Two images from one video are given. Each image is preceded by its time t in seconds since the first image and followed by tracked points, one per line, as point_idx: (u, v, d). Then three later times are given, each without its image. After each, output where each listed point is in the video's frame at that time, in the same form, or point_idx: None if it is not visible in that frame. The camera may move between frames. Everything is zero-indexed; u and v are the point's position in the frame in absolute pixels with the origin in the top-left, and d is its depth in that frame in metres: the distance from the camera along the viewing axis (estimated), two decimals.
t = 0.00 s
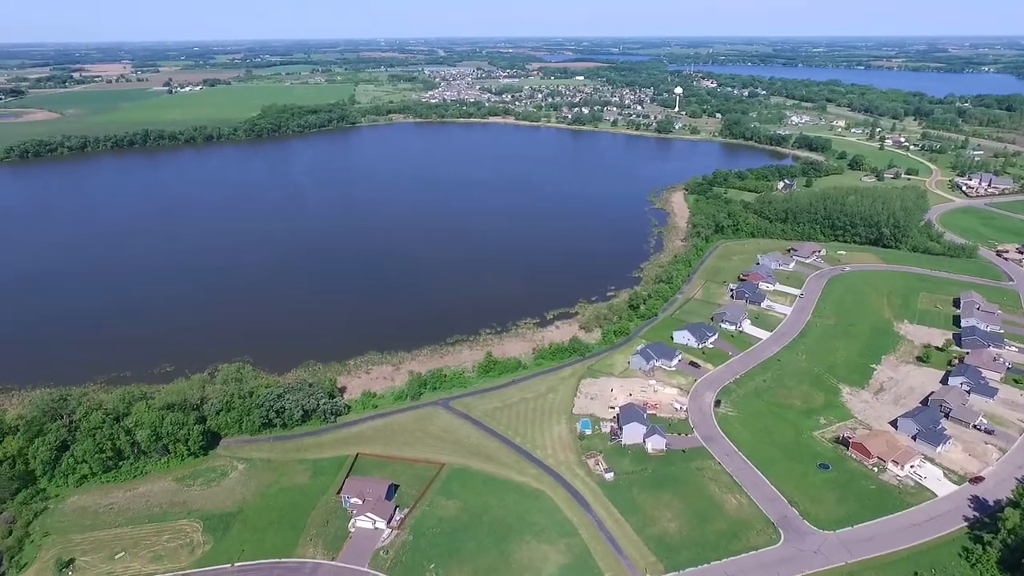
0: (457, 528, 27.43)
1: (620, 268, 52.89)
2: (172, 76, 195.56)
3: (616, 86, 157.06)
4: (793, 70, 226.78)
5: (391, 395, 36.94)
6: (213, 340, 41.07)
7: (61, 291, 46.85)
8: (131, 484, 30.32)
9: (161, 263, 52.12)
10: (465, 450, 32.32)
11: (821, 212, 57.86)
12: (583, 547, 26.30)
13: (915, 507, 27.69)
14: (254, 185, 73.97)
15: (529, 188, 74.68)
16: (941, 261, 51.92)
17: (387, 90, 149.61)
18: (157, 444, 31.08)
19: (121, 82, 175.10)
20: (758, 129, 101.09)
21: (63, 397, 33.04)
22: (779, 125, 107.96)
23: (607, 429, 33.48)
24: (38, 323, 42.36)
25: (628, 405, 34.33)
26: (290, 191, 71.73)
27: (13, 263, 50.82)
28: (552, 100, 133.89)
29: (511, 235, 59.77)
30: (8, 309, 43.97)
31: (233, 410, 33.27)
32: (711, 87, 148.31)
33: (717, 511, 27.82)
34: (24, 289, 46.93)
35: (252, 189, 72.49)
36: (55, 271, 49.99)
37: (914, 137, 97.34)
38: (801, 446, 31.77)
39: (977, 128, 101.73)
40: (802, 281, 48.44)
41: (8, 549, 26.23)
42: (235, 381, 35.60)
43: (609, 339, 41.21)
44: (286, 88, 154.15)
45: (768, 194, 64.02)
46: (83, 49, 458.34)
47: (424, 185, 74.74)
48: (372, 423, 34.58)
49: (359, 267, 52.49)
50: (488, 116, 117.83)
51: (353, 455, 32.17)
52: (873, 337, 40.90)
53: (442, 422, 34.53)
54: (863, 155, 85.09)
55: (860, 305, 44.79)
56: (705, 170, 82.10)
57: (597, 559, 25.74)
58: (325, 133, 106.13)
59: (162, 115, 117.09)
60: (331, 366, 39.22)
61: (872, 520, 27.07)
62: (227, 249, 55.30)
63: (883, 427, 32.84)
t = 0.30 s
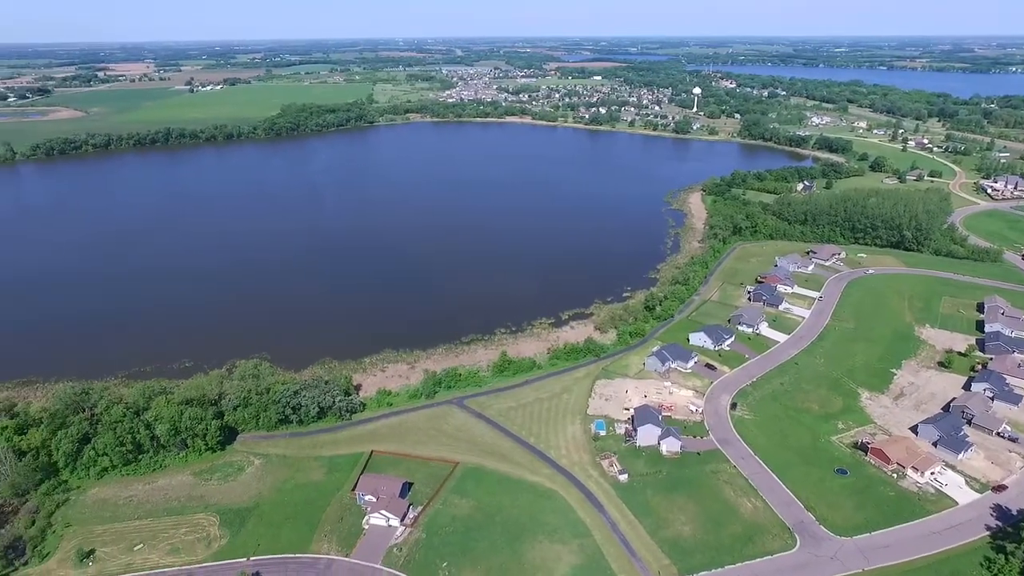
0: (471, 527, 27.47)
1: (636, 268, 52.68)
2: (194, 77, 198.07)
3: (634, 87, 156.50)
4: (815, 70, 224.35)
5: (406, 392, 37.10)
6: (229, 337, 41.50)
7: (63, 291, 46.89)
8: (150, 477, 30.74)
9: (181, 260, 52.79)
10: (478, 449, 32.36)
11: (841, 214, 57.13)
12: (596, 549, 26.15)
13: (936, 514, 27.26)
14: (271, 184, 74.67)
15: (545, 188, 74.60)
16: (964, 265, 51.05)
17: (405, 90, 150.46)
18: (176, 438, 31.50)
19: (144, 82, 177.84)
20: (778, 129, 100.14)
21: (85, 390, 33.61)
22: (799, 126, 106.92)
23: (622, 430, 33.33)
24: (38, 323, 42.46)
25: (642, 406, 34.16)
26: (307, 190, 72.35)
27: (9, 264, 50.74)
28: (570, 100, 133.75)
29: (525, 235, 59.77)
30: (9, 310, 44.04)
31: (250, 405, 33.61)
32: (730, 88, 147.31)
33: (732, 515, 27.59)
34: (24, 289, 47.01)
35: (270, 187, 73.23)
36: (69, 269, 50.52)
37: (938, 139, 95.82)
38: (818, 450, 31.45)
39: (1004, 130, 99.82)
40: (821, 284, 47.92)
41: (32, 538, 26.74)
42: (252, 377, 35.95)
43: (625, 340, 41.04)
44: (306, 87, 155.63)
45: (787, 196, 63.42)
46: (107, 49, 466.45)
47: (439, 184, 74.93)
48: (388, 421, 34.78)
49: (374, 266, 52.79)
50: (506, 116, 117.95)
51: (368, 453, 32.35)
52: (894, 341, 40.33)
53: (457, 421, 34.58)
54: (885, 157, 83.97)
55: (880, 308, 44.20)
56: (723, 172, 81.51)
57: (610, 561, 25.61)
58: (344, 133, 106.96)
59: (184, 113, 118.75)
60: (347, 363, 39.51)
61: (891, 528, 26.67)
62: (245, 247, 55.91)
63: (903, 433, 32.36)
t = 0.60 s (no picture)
0: (485, 526, 27.50)
1: (653, 269, 52.42)
2: (217, 75, 200.56)
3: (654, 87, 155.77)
4: (837, 71, 222.02)
5: (422, 391, 37.25)
6: (247, 332, 41.95)
7: (66, 290, 46.79)
8: (169, 471, 31.19)
9: (201, 256, 53.48)
10: (493, 449, 32.38)
11: (863, 217, 56.34)
12: (610, 552, 26.03)
13: (958, 523, 26.77)
14: (291, 182, 75.45)
15: (562, 188, 74.48)
16: (990, 270, 50.09)
17: (425, 89, 151.24)
18: (195, 433, 31.90)
19: (169, 80, 180.51)
20: (799, 131, 99.07)
21: (108, 384, 34.19)
22: (821, 128, 105.69)
23: (638, 432, 33.17)
24: (41, 323, 42.27)
25: (659, 409, 33.96)
26: (325, 188, 72.99)
27: (7, 265, 50.41)
28: (588, 100, 133.56)
29: (541, 235, 59.75)
30: (20, 306, 44.33)
31: (268, 401, 33.92)
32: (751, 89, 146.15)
33: (748, 520, 27.33)
34: (36, 286, 47.20)
35: (289, 185, 73.99)
36: (79, 266, 50.73)
37: (964, 141, 94.15)
38: (837, 456, 31.03)
39: None
40: (842, 288, 47.30)
41: (55, 528, 27.28)
42: (270, 373, 36.32)
43: (642, 342, 40.86)
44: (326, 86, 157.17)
45: (808, 198, 62.72)
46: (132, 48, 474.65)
47: (456, 183, 75.11)
48: (403, 419, 34.96)
49: (391, 264, 53.05)
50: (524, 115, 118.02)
51: (383, 450, 32.54)
52: (916, 347, 39.68)
53: (472, 420, 34.66)
54: (909, 159, 82.68)
55: (902, 313, 43.50)
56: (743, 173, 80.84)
57: (624, 564, 25.48)
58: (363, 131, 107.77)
59: (207, 112, 120.43)
60: (363, 361, 39.74)
61: (911, 536, 26.24)
62: (263, 244, 56.52)
63: (925, 440, 31.83)
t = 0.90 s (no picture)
0: (499, 525, 27.51)
1: (671, 271, 52.10)
2: (239, 74, 202.98)
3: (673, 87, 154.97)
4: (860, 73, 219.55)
5: (436, 390, 37.35)
6: (264, 329, 42.38)
7: (93, 285, 47.88)
8: (188, 464, 31.61)
9: (219, 253, 54.12)
10: (507, 449, 32.37)
11: (885, 220, 55.50)
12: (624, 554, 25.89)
13: (980, 533, 26.27)
14: (309, 180, 76.15)
15: (578, 188, 74.32)
16: (1017, 275, 49.03)
17: (443, 89, 151.84)
18: (213, 428, 32.27)
19: (193, 79, 183.34)
20: (820, 132, 97.95)
21: (129, 378, 34.74)
22: (843, 129, 104.44)
23: (652, 435, 32.97)
24: (73, 315, 43.46)
25: (674, 411, 33.73)
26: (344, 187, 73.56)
27: (31, 261, 51.42)
28: (606, 101, 133.27)
29: (557, 235, 59.62)
30: (46, 301, 45.34)
31: (285, 398, 34.20)
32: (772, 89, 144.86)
33: (764, 525, 27.08)
34: (62, 281, 48.24)
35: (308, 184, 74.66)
36: (102, 263, 51.58)
37: (991, 143, 92.42)
38: (856, 462, 30.63)
39: None
40: (862, 292, 46.65)
41: (77, 519, 27.78)
42: (287, 370, 36.62)
43: (657, 344, 40.63)
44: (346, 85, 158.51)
45: (829, 200, 61.95)
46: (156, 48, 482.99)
47: (472, 184, 75.22)
48: (419, 417, 35.09)
49: (406, 263, 53.29)
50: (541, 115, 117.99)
51: (398, 448, 32.69)
52: (939, 352, 38.99)
53: (487, 419, 34.69)
54: (934, 161, 81.34)
55: (925, 318, 42.81)
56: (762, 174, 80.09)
57: (638, 567, 25.34)
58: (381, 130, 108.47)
59: (228, 111, 121.95)
60: (379, 359, 39.92)
61: (932, 545, 25.81)
62: (281, 241, 57.08)
63: (947, 447, 31.29)
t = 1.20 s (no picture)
0: (512, 525, 27.54)
1: (687, 272, 51.81)
2: (260, 73, 205.83)
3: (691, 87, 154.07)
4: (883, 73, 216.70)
5: (452, 389, 37.44)
6: (281, 326, 42.79)
7: (114, 281, 48.69)
8: (206, 459, 32.00)
9: (237, 251, 54.75)
10: (521, 449, 32.37)
11: (907, 222, 54.70)
12: (637, 556, 25.80)
13: (1003, 542, 25.80)
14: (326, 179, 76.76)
15: (594, 188, 74.14)
16: None
17: (461, 88, 152.29)
18: (231, 423, 32.63)
19: (214, 78, 185.65)
20: (841, 133, 96.82)
21: (149, 373, 35.27)
22: (864, 130, 103.13)
23: (667, 437, 32.80)
24: (95, 310, 44.25)
25: (690, 413, 33.50)
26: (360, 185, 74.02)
27: (55, 257, 52.45)
28: (624, 101, 132.85)
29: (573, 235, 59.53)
30: (70, 296, 46.23)
31: (302, 395, 34.49)
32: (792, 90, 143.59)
33: (780, 529, 26.83)
34: (85, 277, 49.15)
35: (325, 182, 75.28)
36: (123, 259, 52.47)
37: (1018, 146, 90.69)
38: (874, 468, 30.22)
39: None
40: (882, 295, 46.02)
41: (97, 510, 28.24)
42: (304, 367, 36.94)
43: (673, 345, 40.43)
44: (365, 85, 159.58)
45: (849, 203, 61.20)
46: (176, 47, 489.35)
47: (487, 183, 75.29)
48: (434, 415, 35.23)
49: (421, 262, 53.51)
50: (558, 115, 117.86)
51: (413, 446, 32.83)
52: (961, 358, 38.36)
53: (500, 419, 34.73)
54: (958, 164, 80.06)
55: (947, 323, 42.13)
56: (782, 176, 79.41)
57: (651, 569, 25.23)
58: (398, 130, 109.08)
59: (249, 109, 123.31)
60: (395, 357, 40.14)
61: (952, 553, 25.41)
62: (298, 239, 57.61)
63: (969, 455, 30.76)
